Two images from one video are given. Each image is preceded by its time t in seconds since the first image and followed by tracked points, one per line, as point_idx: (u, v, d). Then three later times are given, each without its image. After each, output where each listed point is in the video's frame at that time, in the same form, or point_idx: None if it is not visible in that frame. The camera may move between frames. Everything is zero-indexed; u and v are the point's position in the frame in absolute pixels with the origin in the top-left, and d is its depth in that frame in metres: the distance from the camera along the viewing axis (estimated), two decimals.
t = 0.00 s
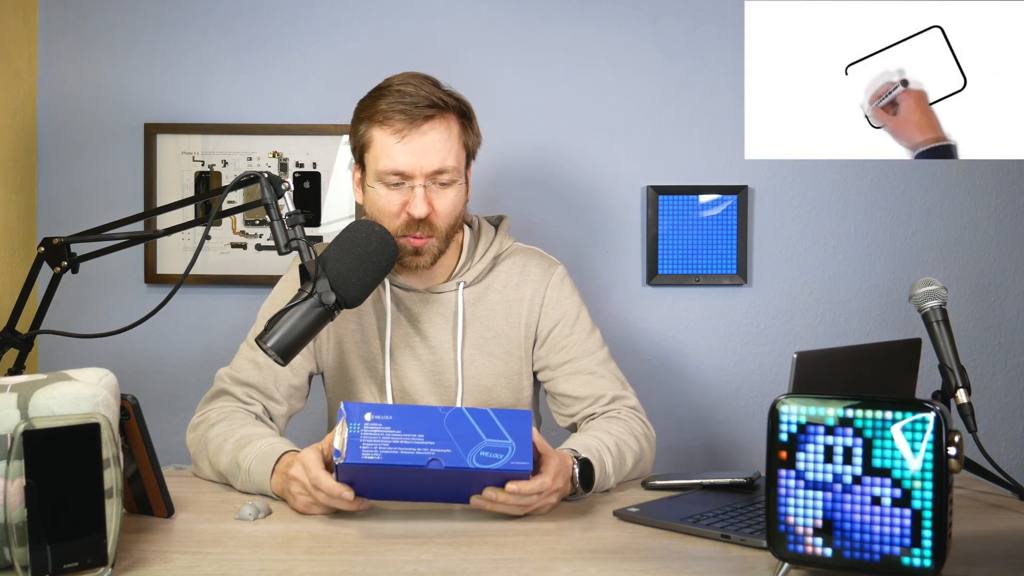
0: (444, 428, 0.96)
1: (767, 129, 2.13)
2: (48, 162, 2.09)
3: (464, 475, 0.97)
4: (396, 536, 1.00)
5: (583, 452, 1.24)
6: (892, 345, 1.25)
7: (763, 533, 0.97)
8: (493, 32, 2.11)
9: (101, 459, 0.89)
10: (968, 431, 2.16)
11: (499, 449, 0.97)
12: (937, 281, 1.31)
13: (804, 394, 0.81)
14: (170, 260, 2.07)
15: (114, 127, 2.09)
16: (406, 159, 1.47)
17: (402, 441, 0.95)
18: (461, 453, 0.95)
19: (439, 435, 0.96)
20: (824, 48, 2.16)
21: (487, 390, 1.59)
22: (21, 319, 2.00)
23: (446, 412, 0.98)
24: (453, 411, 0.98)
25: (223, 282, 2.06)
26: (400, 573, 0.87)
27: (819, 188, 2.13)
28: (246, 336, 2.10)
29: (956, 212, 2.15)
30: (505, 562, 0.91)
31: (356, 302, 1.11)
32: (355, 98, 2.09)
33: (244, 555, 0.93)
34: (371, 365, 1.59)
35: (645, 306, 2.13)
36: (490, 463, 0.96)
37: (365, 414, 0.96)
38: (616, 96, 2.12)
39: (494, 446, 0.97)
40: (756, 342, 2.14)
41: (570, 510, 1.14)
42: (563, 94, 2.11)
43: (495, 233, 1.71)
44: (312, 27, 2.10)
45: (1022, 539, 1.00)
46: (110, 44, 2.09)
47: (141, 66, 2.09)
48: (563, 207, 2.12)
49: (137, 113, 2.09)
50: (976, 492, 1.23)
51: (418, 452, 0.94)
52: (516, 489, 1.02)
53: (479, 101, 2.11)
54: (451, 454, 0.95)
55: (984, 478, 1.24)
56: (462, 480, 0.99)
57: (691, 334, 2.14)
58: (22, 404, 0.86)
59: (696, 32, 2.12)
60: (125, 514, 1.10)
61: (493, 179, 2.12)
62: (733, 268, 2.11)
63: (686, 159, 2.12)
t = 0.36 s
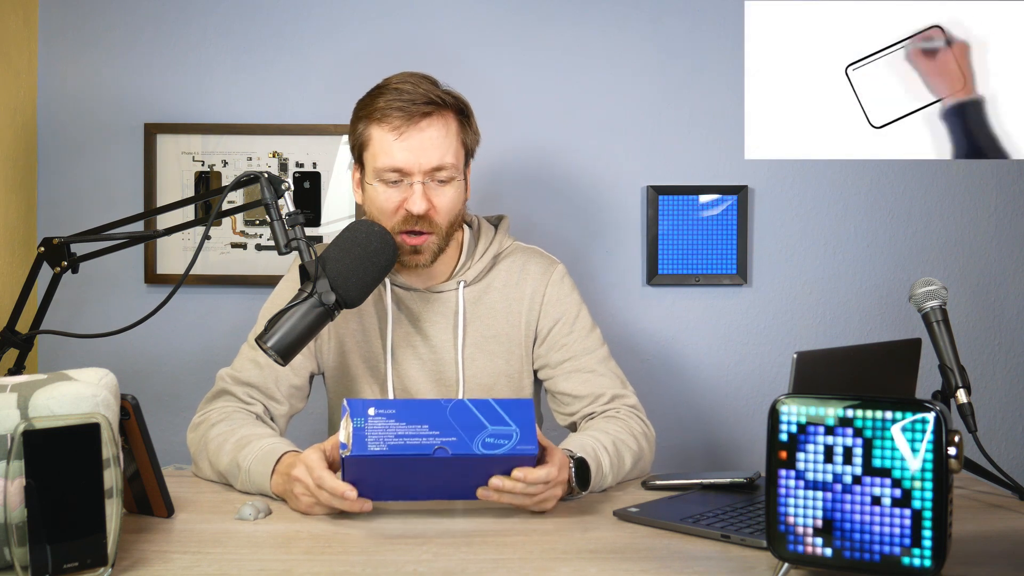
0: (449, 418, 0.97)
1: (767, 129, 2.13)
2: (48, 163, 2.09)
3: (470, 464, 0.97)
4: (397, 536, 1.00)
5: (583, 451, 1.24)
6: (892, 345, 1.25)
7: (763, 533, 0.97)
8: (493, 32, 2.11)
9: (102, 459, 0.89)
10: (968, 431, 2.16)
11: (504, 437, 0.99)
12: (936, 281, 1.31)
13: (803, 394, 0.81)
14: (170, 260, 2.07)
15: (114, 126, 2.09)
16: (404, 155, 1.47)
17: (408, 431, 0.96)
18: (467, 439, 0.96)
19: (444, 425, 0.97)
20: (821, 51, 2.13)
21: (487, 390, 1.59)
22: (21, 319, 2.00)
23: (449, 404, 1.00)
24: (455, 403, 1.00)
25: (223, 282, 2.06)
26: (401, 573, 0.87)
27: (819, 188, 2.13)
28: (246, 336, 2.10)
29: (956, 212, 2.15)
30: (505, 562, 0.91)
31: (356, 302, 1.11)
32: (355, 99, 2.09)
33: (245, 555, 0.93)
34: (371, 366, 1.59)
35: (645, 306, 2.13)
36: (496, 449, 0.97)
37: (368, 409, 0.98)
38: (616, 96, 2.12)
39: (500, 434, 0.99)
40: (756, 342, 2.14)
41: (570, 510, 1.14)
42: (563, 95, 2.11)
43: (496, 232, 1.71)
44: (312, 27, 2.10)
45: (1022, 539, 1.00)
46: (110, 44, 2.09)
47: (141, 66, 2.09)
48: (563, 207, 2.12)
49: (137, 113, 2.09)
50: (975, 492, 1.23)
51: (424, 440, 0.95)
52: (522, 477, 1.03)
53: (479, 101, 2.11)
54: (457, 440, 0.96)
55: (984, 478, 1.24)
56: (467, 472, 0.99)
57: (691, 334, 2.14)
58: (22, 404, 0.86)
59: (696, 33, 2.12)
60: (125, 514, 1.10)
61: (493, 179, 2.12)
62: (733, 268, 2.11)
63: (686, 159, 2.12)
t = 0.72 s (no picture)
0: (475, 391, 0.98)
1: (767, 129, 2.13)
2: (48, 163, 2.09)
3: (494, 438, 0.96)
4: (397, 536, 1.00)
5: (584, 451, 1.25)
6: (892, 345, 1.25)
7: (763, 533, 0.97)
8: (493, 32, 2.11)
9: (102, 459, 0.89)
10: (968, 431, 2.16)
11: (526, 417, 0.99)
12: (937, 281, 1.31)
13: (804, 394, 0.81)
14: (169, 260, 2.07)
15: (114, 127, 2.09)
16: (396, 142, 1.48)
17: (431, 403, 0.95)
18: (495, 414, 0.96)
19: (470, 396, 0.97)
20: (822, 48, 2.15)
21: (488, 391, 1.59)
22: (21, 319, 2.00)
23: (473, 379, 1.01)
24: (479, 379, 1.01)
25: (223, 282, 2.06)
26: (401, 573, 0.87)
27: (819, 188, 2.13)
28: (246, 336, 2.10)
29: (956, 212, 2.15)
30: (506, 562, 0.91)
31: (356, 302, 1.11)
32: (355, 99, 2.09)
33: (245, 555, 0.93)
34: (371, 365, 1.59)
35: (645, 306, 2.13)
36: (521, 423, 0.97)
37: (395, 374, 0.97)
38: (616, 97, 2.12)
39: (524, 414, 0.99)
40: (756, 343, 2.14)
41: (571, 510, 1.14)
42: (563, 95, 2.11)
43: (498, 231, 1.71)
44: (312, 27, 2.10)
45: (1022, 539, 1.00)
46: (110, 44, 2.09)
47: (141, 66, 2.09)
48: (563, 207, 2.12)
49: (137, 113, 2.09)
50: (975, 492, 1.24)
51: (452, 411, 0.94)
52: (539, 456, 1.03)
53: (479, 101, 2.11)
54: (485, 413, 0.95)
55: (984, 478, 1.24)
56: (485, 447, 0.98)
57: (691, 334, 2.14)
58: (22, 404, 0.86)
59: (696, 33, 2.12)
60: (125, 514, 1.10)
61: (493, 179, 2.12)
62: (733, 268, 2.11)
63: (686, 159, 2.12)
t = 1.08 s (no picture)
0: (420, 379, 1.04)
1: (767, 129, 2.13)
2: (48, 163, 2.09)
3: (462, 399, 1.00)
4: (398, 536, 1.00)
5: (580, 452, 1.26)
6: (892, 345, 1.25)
7: (763, 533, 0.97)
8: (493, 32, 2.11)
9: (101, 459, 0.89)
10: (967, 431, 2.16)
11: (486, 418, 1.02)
12: (937, 281, 1.31)
13: (804, 394, 0.81)
14: (170, 260, 2.07)
15: (114, 127, 2.09)
16: (394, 135, 1.48)
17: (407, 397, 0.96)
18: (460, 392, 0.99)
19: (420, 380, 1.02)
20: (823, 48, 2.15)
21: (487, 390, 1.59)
22: (21, 319, 2.00)
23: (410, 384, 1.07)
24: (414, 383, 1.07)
25: (223, 282, 2.06)
26: (401, 573, 0.87)
27: (819, 188, 2.13)
28: (246, 336, 2.10)
29: (956, 212, 2.15)
30: (505, 562, 0.91)
31: (355, 302, 1.11)
32: (355, 99, 2.09)
33: (245, 555, 0.93)
34: (371, 365, 1.59)
35: (645, 306, 2.13)
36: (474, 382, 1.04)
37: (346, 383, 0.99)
38: (616, 97, 2.12)
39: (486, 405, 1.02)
40: (756, 343, 2.14)
41: (570, 510, 1.14)
42: (563, 95, 2.11)
43: (500, 233, 1.71)
44: (312, 27, 2.10)
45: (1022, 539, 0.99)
46: (110, 44, 2.09)
47: (141, 65, 2.09)
48: (563, 206, 2.12)
49: (137, 113, 2.09)
50: (975, 492, 1.24)
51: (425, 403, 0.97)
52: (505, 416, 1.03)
53: (479, 101, 2.11)
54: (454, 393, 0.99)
55: (984, 478, 1.24)
56: (457, 414, 1.00)
57: (691, 334, 2.14)
58: (22, 404, 0.87)
59: (696, 33, 2.12)
60: (125, 514, 1.10)
61: (493, 180, 2.12)
62: (733, 268, 2.11)
63: (686, 160, 2.12)
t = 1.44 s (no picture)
0: (365, 394, 1.03)
1: (767, 129, 2.13)
2: (48, 163, 2.09)
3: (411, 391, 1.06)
4: (399, 535, 1.00)
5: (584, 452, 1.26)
6: (892, 345, 1.25)
7: (763, 533, 0.97)
8: (493, 32, 2.11)
9: (101, 459, 0.89)
10: (967, 431, 2.16)
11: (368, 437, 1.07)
12: (937, 281, 1.31)
13: (804, 394, 0.81)
14: (169, 260, 2.07)
15: (114, 127, 2.09)
16: (402, 137, 1.49)
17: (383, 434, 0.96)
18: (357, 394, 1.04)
19: (371, 393, 1.02)
20: (822, 48, 2.15)
21: (487, 391, 1.59)
22: (21, 319, 2.00)
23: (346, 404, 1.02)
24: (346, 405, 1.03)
25: (223, 282, 2.06)
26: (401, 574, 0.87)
27: (819, 188, 2.13)
28: (246, 336, 2.10)
29: (956, 211, 2.15)
30: (505, 562, 0.91)
31: (356, 302, 1.11)
32: (355, 99, 2.09)
33: (245, 555, 0.93)
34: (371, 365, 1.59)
35: (645, 306, 2.13)
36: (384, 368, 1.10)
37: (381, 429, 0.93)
38: (617, 97, 2.12)
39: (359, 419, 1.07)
40: (755, 342, 2.14)
41: (571, 510, 1.14)
42: (563, 94, 2.11)
43: (502, 234, 1.71)
44: (312, 27, 2.10)
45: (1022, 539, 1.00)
46: (110, 44, 2.09)
47: (141, 65, 2.09)
48: (563, 207, 2.12)
49: (137, 113, 2.09)
50: (975, 492, 1.23)
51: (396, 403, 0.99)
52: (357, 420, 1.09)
53: (479, 101, 2.11)
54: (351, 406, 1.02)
55: (983, 478, 1.24)
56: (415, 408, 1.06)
57: (691, 334, 2.14)
58: (22, 404, 0.87)
59: (696, 33, 2.12)
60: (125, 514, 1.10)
61: (493, 180, 2.12)
62: (734, 268, 2.11)
63: (686, 160, 2.12)
